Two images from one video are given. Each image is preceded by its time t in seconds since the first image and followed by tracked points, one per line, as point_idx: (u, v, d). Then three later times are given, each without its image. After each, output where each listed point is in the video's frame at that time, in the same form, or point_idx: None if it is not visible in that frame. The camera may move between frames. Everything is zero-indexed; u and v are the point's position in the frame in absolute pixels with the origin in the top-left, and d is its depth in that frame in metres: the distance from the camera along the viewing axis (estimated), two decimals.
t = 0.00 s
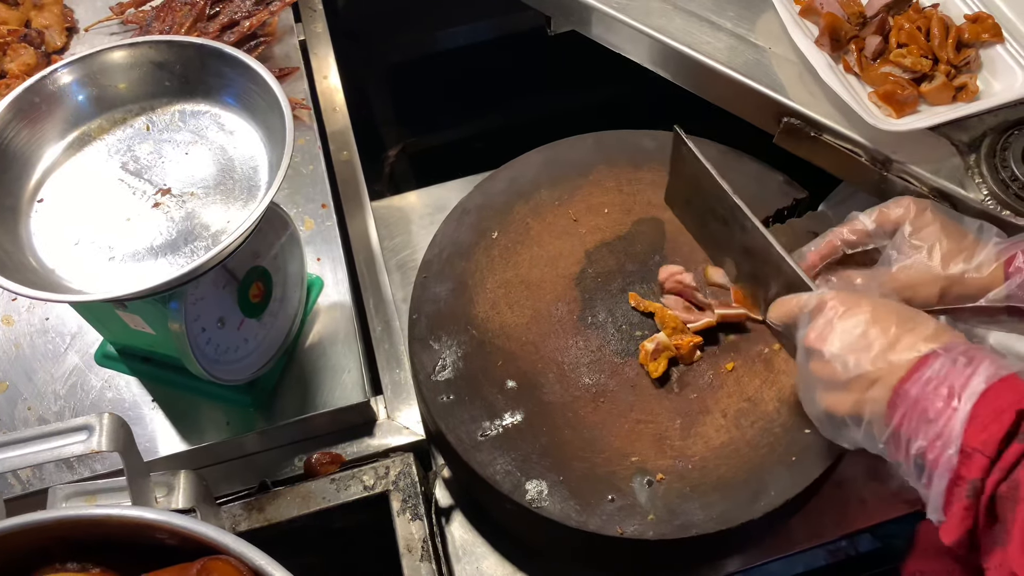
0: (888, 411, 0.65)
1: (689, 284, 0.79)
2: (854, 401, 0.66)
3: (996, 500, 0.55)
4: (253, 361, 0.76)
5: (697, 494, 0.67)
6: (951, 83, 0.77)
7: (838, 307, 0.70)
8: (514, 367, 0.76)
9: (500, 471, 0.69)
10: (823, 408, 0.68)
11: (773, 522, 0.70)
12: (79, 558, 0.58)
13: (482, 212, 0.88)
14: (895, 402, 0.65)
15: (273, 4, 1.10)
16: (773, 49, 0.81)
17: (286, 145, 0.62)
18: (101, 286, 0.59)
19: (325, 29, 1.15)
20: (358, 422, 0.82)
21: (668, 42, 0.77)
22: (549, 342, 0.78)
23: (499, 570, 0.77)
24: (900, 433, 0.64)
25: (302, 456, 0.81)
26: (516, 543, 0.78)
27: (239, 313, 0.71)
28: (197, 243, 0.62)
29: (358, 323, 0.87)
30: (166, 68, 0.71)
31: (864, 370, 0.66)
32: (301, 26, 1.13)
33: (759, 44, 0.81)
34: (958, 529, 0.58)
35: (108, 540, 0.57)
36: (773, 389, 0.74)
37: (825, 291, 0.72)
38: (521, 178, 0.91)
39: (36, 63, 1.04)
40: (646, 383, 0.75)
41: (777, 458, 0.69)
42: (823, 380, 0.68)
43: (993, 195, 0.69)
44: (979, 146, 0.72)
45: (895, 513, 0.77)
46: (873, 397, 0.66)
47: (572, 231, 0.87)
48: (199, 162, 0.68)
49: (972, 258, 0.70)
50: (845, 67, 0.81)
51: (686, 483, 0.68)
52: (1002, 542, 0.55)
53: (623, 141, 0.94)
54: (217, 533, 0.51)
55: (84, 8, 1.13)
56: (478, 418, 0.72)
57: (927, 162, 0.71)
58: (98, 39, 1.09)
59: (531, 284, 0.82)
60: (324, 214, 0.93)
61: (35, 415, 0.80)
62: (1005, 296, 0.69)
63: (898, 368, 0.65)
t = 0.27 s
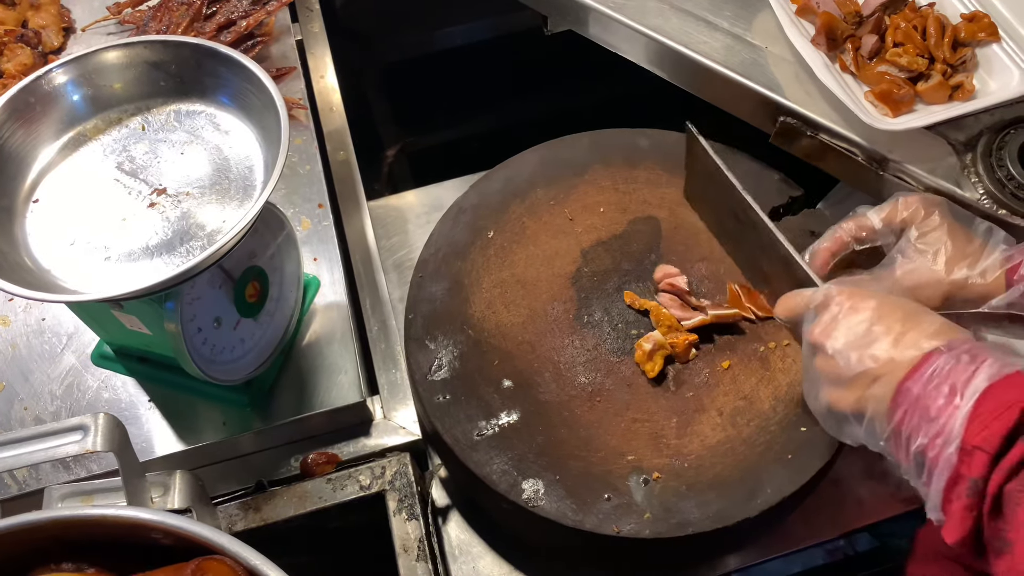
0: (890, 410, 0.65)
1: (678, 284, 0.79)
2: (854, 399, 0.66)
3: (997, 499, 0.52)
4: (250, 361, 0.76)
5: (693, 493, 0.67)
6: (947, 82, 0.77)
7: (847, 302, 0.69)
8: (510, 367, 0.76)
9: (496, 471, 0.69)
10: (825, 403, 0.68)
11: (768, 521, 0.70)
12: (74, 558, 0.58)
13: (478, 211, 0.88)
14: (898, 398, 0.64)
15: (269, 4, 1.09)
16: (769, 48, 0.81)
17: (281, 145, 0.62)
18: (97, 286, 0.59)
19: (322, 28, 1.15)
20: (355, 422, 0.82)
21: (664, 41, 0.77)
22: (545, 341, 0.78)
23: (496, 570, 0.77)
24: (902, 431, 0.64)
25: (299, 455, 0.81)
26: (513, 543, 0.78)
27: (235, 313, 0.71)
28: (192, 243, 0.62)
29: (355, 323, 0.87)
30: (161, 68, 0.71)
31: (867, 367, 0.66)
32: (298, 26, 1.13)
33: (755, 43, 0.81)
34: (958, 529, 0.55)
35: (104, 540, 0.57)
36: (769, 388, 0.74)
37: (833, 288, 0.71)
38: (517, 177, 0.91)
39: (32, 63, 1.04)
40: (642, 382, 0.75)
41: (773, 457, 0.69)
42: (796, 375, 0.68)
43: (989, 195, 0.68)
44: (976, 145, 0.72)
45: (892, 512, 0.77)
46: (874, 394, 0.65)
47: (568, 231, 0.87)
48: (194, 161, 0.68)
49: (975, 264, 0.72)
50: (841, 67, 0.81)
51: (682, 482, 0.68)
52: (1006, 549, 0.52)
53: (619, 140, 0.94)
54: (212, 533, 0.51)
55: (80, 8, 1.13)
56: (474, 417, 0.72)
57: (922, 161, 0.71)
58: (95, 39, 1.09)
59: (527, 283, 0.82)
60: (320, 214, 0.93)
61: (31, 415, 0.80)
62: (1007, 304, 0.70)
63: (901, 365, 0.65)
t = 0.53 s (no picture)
0: (922, 424, 0.64)
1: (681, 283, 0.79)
2: (887, 411, 0.66)
3: None
4: (250, 361, 0.76)
5: (694, 494, 0.67)
6: (949, 83, 0.77)
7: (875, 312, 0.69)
8: (511, 368, 0.76)
9: (497, 472, 0.69)
10: (855, 416, 0.68)
11: (769, 522, 0.70)
12: (73, 558, 0.58)
13: (479, 212, 0.88)
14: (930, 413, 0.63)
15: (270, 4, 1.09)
16: (770, 48, 0.81)
17: (281, 145, 0.62)
18: (96, 286, 0.59)
19: (322, 28, 1.15)
20: (355, 422, 0.82)
21: (665, 41, 0.77)
22: (546, 342, 0.78)
23: (496, 571, 0.77)
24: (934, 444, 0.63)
25: (299, 456, 0.81)
26: (513, 544, 0.78)
27: (235, 313, 0.71)
28: (192, 243, 0.62)
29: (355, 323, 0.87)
30: (161, 68, 0.71)
31: (898, 382, 0.65)
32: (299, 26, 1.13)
33: (757, 43, 0.81)
34: (991, 550, 0.54)
35: (103, 540, 0.57)
36: (771, 389, 0.74)
37: (865, 297, 0.71)
38: (517, 177, 0.91)
39: (33, 62, 1.03)
40: (642, 383, 0.74)
41: (774, 458, 0.69)
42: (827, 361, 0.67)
43: (990, 195, 0.67)
44: (978, 146, 0.71)
45: (893, 513, 0.77)
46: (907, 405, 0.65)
47: (568, 231, 0.86)
48: (194, 161, 0.68)
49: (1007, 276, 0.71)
50: (843, 67, 0.81)
51: (683, 483, 0.68)
52: None
53: (620, 140, 0.94)
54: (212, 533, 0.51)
55: (80, 7, 1.13)
56: (474, 418, 0.72)
57: (923, 161, 0.71)
58: (95, 38, 1.09)
59: (528, 284, 0.82)
60: (320, 214, 0.93)
61: (31, 415, 0.80)
62: None
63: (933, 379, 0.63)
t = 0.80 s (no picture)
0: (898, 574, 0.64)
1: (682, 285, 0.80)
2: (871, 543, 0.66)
3: None
4: (249, 362, 0.76)
5: (693, 495, 0.67)
6: (947, 83, 0.77)
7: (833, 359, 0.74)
8: (510, 368, 0.76)
9: (496, 473, 0.69)
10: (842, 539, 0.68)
11: (767, 524, 0.70)
12: (73, 559, 0.58)
13: (478, 213, 0.88)
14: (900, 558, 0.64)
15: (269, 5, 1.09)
16: (770, 49, 0.81)
17: (281, 146, 0.62)
18: (96, 288, 0.59)
19: (322, 29, 1.15)
20: (354, 423, 0.82)
21: (664, 42, 0.77)
22: (546, 343, 0.78)
23: (495, 572, 0.77)
24: None
25: (298, 457, 0.81)
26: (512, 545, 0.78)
27: (235, 314, 0.71)
28: (192, 245, 0.62)
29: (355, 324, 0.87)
30: (161, 69, 0.71)
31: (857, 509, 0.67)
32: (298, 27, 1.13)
33: (756, 44, 0.81)
34: None
35: (102, 542, 0.57)
36: (770, 390, 0.74)
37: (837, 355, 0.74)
38: (516, 178, 0.91)
39: (32, 63, 1.03)
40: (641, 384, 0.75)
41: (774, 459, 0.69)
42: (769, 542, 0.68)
43: (989, 195, 0.68)
44: (976, 147, 0.71)
45: (892, 513, 0.77)
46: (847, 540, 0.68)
47: (567, 232, 0.86)
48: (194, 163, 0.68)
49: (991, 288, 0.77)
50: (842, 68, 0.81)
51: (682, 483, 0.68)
52: None
53: (619, 141, 0.94)
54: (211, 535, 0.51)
55: (80, 8, 1.13)
56: (474, 419, 0.72)
57: (922, 162, 0.71)
58: (94, 39, 1.09)
59: (527, 285, 0.82)
60: (320, 215, 0.93)
61: (30, 417, 0.80)
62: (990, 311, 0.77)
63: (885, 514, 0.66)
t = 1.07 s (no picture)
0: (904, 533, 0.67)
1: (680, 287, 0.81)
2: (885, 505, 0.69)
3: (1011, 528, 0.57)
4: (250, 363, 0.76)
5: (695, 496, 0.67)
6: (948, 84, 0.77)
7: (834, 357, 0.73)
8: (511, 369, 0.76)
9: (497, 474, 0.69)
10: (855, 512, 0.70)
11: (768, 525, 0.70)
12: (74, 560, 0.58)
13: (479, 213, 0.88)
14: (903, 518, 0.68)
15: (270, 5, 1.09)
16: (770, 50, 0.81)
17: (282, 147, 0.62)
18: (97, 289, 0.59)
19: (322, 29, 1.15)
20: (355, 424, 0.82)
21: (664, 43, 0.77)
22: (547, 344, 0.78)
23: (496, 573, 0.77)
24: None
25: (299, 458, 0.81)
26: (513, 545, 0.78)
27: (236, 315, 0.71)
28: (192, 245, 0.62)
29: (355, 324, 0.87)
30: (161, 70, 0.71)
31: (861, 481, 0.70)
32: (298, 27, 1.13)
33: (757, 45, 0.81)
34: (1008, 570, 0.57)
35: (103, 543, 0.57)
36: (771, 390, 0.74)
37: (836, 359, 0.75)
38: (517, 179, 0.91)
39: (32, 64, 1.03)
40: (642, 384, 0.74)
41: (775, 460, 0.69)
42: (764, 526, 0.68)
43: (991, 196, 0.69)
44: (977, 148, 0.72)
45: (894, 514, 0.77)
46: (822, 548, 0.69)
47: (568, 233, 0.86)
48: (195, 163, 0.68)
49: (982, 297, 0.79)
50: (842, 69, 0.81)
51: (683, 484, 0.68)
52: None
53: (619, 141, 0.94)
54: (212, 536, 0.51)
55: (80, 8, 1.13)
56: (475, 420, 0.72)
57: (923, 163, 0.71)
58: (95, 39, 1.09)
59: (528, 285, 0.82)
60: (321, 215, 0.93)
61: (31, 417, 0.80)
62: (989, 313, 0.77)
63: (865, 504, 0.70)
